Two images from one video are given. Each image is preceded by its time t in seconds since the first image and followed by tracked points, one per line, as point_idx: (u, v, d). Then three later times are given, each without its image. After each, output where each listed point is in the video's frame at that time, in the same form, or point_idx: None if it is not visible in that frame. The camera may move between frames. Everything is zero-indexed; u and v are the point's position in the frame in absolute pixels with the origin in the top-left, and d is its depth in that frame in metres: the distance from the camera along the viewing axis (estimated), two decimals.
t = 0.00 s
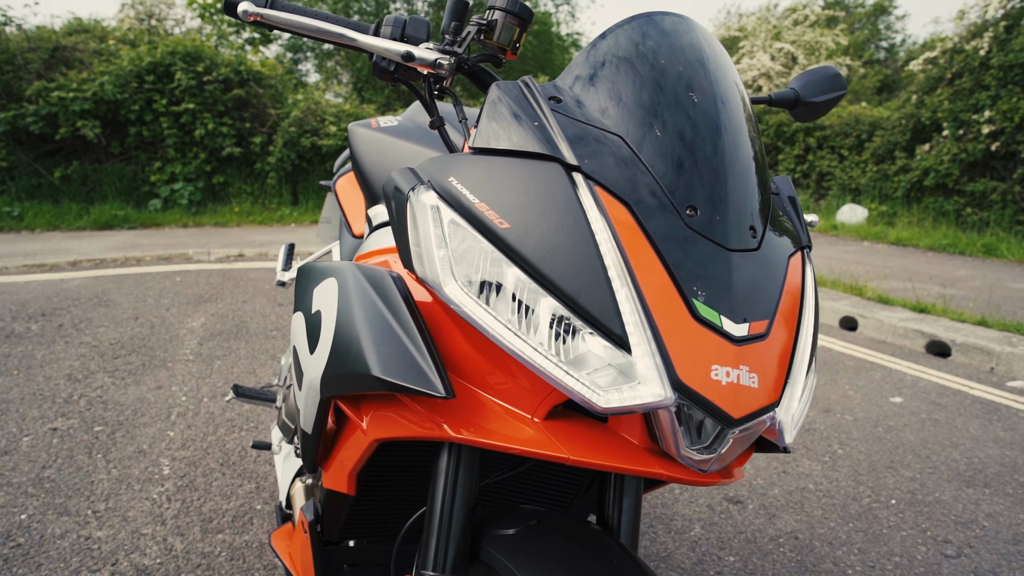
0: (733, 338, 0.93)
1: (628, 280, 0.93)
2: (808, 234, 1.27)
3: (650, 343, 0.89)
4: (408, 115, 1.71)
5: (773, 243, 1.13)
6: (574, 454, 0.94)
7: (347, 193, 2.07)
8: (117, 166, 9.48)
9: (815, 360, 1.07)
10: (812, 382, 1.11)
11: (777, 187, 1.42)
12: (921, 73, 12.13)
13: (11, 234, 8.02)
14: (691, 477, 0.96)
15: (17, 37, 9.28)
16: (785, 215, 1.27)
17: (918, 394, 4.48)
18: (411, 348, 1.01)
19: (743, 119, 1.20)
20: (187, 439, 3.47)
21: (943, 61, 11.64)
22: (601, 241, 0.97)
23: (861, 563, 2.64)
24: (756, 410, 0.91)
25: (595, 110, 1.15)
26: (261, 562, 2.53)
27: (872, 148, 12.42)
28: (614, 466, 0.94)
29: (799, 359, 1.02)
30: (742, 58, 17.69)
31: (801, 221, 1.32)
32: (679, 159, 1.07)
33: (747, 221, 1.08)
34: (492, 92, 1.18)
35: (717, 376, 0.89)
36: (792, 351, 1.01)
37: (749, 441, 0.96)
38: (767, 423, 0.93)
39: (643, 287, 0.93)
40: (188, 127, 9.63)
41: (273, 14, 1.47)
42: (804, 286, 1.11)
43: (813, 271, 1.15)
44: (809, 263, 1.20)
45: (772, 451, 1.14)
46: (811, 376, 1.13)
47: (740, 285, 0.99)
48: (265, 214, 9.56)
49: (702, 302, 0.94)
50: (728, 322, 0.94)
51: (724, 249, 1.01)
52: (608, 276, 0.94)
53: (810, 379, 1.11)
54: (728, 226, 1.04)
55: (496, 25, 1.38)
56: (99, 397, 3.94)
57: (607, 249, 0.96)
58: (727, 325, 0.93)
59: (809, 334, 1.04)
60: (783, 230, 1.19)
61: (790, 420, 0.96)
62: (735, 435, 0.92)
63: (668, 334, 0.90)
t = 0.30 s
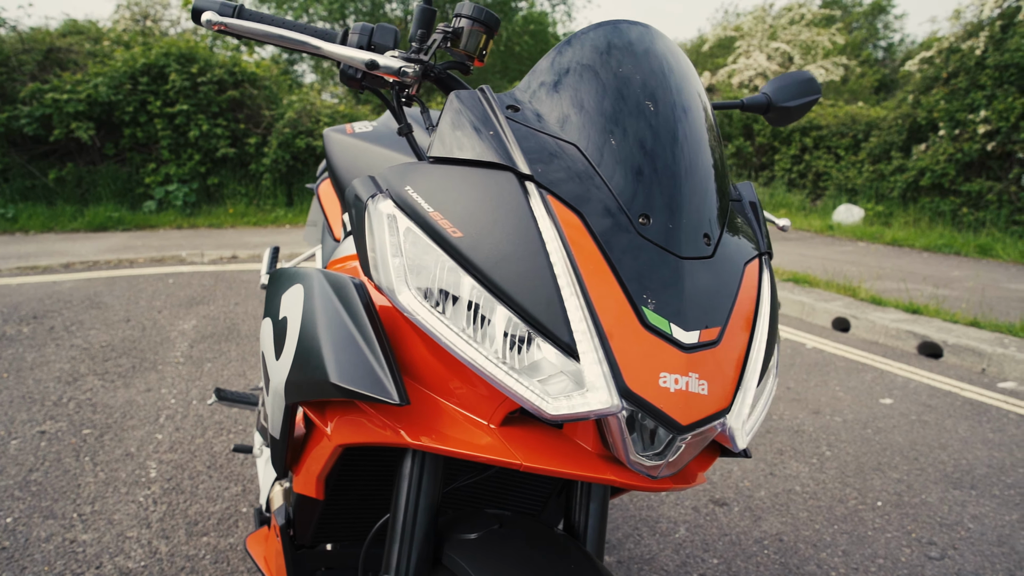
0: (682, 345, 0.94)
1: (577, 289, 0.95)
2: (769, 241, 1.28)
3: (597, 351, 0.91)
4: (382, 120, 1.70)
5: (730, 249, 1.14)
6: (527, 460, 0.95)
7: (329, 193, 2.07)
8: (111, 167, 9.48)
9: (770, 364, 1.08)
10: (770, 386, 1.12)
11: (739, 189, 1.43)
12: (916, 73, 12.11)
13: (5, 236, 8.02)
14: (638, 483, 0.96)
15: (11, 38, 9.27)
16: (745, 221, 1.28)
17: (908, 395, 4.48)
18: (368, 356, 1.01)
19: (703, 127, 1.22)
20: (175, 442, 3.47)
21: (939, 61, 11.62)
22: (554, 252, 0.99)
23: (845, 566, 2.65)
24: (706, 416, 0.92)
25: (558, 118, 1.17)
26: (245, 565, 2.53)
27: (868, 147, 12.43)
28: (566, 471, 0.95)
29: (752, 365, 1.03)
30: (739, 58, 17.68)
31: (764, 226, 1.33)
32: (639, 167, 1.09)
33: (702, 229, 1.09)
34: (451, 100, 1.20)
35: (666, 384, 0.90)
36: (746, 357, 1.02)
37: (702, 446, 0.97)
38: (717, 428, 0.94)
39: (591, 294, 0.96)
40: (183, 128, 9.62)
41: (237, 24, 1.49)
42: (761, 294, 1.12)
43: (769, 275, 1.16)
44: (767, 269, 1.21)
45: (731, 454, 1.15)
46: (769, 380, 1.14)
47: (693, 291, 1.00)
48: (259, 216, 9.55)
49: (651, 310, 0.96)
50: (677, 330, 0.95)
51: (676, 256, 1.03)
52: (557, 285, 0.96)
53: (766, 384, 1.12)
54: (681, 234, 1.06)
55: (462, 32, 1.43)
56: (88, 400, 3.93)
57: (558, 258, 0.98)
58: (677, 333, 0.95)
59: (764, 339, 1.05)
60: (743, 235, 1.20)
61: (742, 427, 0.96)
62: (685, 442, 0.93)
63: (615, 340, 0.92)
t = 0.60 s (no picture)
0: (619, 345, 0.98)
1: (515, 291, 1.00)
2: (723, 239, 1.30)
3: (533, 349, 0.95)
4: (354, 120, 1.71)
5: (678, 249, 1.17)
6: (467, 458, 0.97)
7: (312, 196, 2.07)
8: (116, 169, 9.55)
9: (718, 361, 1.11)
10: (720, 385, 1.15)
11: (695, 186, 1.46)
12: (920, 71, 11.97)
13: (11, 237, 8.08)
14: (578, 483, 0.99)
15: (17, 41, 9.35)
16: (699, 218, 1.31)
17: (903, 394, 4.47)
18: (314, 357, 1.03)
19: (656, 129, 1.25)
20: (168, 441, 3.49)
21: (943, 58, 11.53)
22: (495, 255, 1.03)
23: (830, 565, 2.65)
24: (644, 414, 0.95)
25: (513, 118, 1.20)
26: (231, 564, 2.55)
27: (872, 146, 12.38)
28: (509, 470, 0.97)
29: (695, 363, 1.06)
30: (743, 56, 17.65)
31: (719, 225, 1.36)
32: (590, 170, 1.13)
33: (647, 231, 1.13)
34: (399, 102, 1.23)
35: (602, 383, 0.93)
36: (689, 355, 1.05)
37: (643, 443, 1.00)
38: (656, 427, 0.98)
39: (528, 296, 1.00)
40: (187, 129, 9.68)
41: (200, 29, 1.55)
42: (708, 292, 1.15)
43: (719, 274, 1.20)
44: (719, 267, 1.24)
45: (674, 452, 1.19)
46: (722, 378, 1.17)
47: (631, 292, 1.04)
48: (262, 216, 9.60)
49: (589, 310, 1.00)
50: (614, 330, 0.99)
51: (617, 258, 1.07)
52: (495, 286, 1.01)
53: (718, 381, 1.15)
54: (624, 235, 1.10)
55: (421, 35, 1.48)
56: (84, 399, 3.97)
57: (499, 261, 1.03)
58: (615, 333, 0.99)
59: (708, 337, 1.08)
60: (695, 234, 1.23)
61: (681, 423, 1.00)
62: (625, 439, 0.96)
63: (551, 341, 0.96)
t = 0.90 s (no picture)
0: (545, 353, 1.01)
1: (442, 304, 1.02)
2: (668, 245, 1.33)
3: (458, 359, 0.98)
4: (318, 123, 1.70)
5: (616, 256, 1.20)
6: (398, 467, 0.98)
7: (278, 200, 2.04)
8: (111, 170, 9.56)
9: (657, 368, 1.13)
10: (663, 391, 1.17)
11: (644, 191, 1.50)
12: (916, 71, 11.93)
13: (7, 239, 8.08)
14: (506, 491, 1.00)
15: (13, 41, 9.35)
16: (644, 223, 1.33)
17: (890, 396, 4.47)
18: (252, 369, 1.08)
19: (601, 139, 1.31)
20: (152, 443, 3.50)
21: (939, 59, 11.49)
22: (424, 268, 1.06)
23: (808, 567, 2.66)
24: (570, 422, 0.97)
25: (459, 124, 1.25)
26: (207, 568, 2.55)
27: (868, 146, 12.37)
28: (441, 479, 0.98)
29: (628, 370, 1.08)
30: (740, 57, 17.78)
31: (667, 230, 1.39)
32: (534, 177, 1.18)
33: (581, 239, 1.18)
34: (336, 111, 1.30)
35: (527, 392, 0.96)
36: (620, 363, 1.07)
37: (574, 449, 1.02)
38: (586, 434, 1.00)
39: (454, 307, 1.02)
40: (182, 130, 9.67)
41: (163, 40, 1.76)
42: (645, 299, 1.18)
43: (657, 281, 1.23)
44: (661, 273, 1.26)
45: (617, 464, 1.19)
46: (666, 384, 1.19)
47: (562, 301, 1.08)
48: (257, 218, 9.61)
49: (516, 319, 1.03)
50: (542, 339, 1.02)
51: (549, 267, 1.11)
52: (424, 298, 1.03)
53: (660, 387, 1.17)
54: (558, 244, 1.14)
55: (372, 42, 1.60)
56: (70, 401, 3.97)
57: (429, 273, 1.06)
58: (542, 342, 1.02)
59: (643, 343, 1.11)
60: (638, 238, 1.28)
61: (612, 430, 1.02)
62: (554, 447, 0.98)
63: (477, 349, 0.99)
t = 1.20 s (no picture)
0: (483, 354, 1.04)
1: (381, 307, 1.05)
2: (620, 247, 1.36)
3: (397, 358, 1.01)
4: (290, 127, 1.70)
5: (562, 259, 1.23)
6: (342, 464, 1.01)
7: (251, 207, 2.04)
8: (110, 172, 9.61)
9: (603, 367, 1.15)
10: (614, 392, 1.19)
11: (601, 194, 1.53)
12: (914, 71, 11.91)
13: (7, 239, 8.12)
14: (449, 489, 1.02)
15: (13, 43, 9.39)
16: (598, 228, 1.36)
17: (880, 396, 4.48)
18: (205, 371, 1.14)
19: (555, 145, 1.35)
20: (143, 443, 3.53)
21: (937, 59, 11.48)
22: (366, 271, 1.10)
23: (787, 567, 2.67)
24: (505, 421, 1.00)
25: (414, 128, 1.27)
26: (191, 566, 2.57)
27: (866, 146, 12.37)
28: (383, 476, 1.01)
29: (570, 370, 1.10)
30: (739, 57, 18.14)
31: (621, 234, 1.42)
32: (487, 181, 1.22)
33: (526, 243, 1.20)
34: (288, 117, 1.33)
35: (463, 392, 0.99)
36: (561, 363, 1.10)
37: (515, 446, 1.04)
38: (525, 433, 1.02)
39: (394, 309, 1.06)
40: (181, 132, 9.69)
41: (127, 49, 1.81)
42: (591, 301, 1.20)
43: (605, 284, 1.25)
44: (610, 276, 1.28)
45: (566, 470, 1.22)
46: (617, 384, 1.20)
47: (503, 304, 1.11)
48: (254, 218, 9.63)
49: (456, 321, 1.06)
50: (481, 340, 1.05)
51: (491, 270, 1.14)
52: (363, 299, 1.06)
53: (610, 388, 1.18)
54: (502, 248, 1.17)
55: (332, 49, 1.71)
56: (63, 401, 4.00)
57: (371, 278, 1.09)
58: (481, 344, 1.05)
59: (586, 344, 1.13)
60: (590, 242, 1.30)
61: (552, 430, 1.03)
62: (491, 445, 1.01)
63: (415, 349, 1.02)
